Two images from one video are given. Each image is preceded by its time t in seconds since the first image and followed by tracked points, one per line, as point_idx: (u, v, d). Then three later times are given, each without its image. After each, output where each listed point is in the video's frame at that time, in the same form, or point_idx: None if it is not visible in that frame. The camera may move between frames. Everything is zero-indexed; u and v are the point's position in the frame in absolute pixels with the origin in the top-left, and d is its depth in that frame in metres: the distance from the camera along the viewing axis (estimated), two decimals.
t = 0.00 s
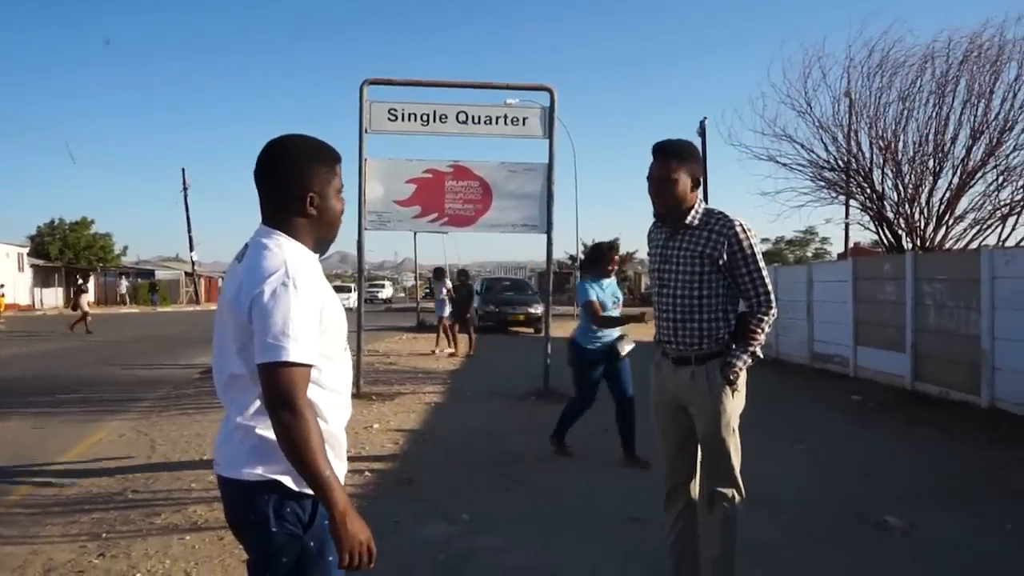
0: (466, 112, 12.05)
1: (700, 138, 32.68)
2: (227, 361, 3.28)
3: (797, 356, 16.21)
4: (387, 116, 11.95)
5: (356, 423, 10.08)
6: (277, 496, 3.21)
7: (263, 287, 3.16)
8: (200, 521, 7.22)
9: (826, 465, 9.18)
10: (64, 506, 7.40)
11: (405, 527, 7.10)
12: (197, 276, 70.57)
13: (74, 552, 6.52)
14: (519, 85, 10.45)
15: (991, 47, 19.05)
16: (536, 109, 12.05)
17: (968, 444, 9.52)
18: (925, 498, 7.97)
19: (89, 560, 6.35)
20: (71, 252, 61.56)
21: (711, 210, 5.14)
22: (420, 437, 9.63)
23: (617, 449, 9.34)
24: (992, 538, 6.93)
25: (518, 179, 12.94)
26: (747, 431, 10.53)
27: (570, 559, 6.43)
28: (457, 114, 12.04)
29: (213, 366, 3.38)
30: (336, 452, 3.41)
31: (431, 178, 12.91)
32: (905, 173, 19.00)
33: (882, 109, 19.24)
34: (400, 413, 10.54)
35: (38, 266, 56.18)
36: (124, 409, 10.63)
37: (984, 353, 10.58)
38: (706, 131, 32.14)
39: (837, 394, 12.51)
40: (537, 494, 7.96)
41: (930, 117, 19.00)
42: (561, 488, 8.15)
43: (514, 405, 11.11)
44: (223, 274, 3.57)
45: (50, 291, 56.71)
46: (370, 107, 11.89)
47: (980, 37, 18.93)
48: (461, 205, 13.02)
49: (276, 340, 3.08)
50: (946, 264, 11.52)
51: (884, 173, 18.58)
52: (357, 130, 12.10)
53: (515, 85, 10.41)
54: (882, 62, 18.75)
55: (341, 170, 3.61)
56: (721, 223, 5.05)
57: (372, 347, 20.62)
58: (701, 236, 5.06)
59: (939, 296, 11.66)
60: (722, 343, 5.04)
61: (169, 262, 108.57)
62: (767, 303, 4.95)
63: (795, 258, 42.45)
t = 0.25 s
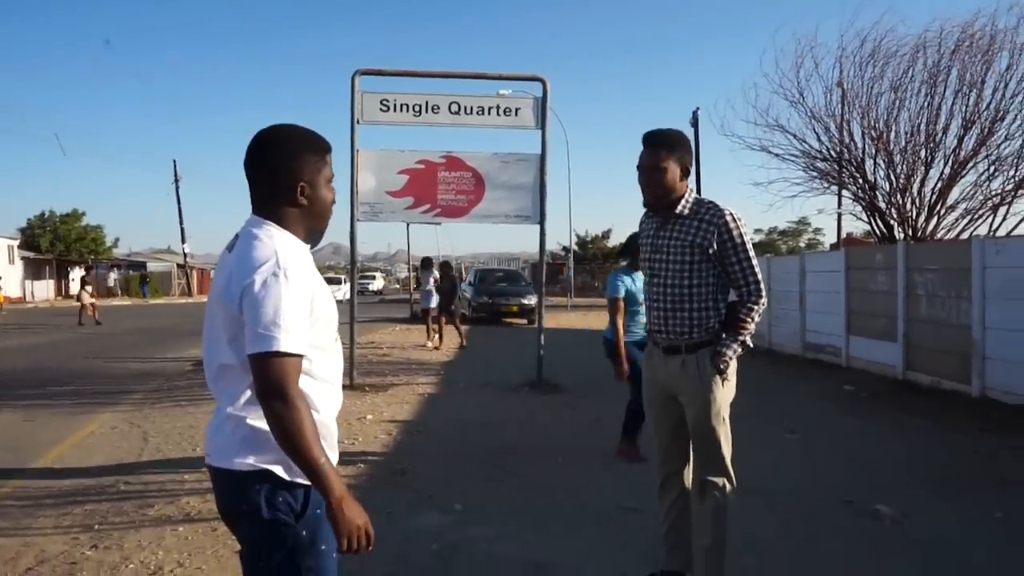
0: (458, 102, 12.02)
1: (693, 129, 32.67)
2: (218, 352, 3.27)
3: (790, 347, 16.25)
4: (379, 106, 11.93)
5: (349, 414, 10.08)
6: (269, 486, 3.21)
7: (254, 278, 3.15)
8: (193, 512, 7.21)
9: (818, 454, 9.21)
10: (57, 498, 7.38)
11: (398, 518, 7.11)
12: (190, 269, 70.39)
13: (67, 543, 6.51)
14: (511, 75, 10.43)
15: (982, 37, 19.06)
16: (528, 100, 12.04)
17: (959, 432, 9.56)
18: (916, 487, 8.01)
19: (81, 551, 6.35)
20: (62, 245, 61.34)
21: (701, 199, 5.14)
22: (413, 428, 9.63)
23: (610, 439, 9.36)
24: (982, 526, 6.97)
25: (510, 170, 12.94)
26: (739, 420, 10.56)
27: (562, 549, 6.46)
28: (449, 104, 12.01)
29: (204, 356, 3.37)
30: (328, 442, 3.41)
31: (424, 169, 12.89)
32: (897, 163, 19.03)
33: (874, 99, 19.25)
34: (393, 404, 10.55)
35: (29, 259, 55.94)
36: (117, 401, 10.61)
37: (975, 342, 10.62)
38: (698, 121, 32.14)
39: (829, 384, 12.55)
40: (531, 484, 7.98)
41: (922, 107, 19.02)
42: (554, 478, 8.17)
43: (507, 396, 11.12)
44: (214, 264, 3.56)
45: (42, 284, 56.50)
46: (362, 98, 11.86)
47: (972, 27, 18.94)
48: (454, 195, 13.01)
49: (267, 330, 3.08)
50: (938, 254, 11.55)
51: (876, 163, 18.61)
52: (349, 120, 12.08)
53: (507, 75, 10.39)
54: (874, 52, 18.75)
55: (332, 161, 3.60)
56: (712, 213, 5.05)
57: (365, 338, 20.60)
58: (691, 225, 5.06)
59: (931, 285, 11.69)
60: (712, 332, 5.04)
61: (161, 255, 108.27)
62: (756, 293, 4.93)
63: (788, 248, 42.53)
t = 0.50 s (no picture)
0: (459, 96, 12.00)
1: (694, 121, 32.60)
2: (217, 345, 3.28)
3: (791, 339, 16.25)
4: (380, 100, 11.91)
5: (351, 407, 10.10)
6: (271, 479, 3.21)
7: (252, 271, 3.15)
8: (196, 506, 7.23)
9: (820, 446, 9.22)
10: (61, 491, 7.41)
11: (401, 511, 7.13)
12: (191, 263, 70.42)
13: (71, 537, 6.54)
14: (511, 69, 10.41)
15: (984, 28, 19.00)
16: (529, 93, 12.01)
17: (961, 424, 9.56)
18: (918, 479, 8.02)
19: (85, 545, 6.37)
20: (64, 239, 61.37)
21: (700, 191, 5.13)
22: (415, 421, 9.65)
23: (613, 433, 9.37)
24: (984, 517, 6.97)
25: (511, 164, 12.93)
26: (741, 413, 10.57)
27: (564, 542, 6.48)
28: (450, 98, 11.99)
29: (204, 350, 3.38)
30: (329, 434, 3.41)
31: (425, 162, 12.88)
32: (899, 155, 18.98)
33: (876, 91, 19.20)
34: (396, 398, 10.57)
35: (31, 253, 55.98)
36: (119, 395, 10.63)
37: (977, 334, 10.61)
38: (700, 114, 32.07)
39: (831, 376, 12.56)
40: (533, 477, 7.99)
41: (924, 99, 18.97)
42: (556, 471, 8.18)
43: (508, 389, 11.14)
44: (213, 258, 3.56)
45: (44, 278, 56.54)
46: (362, 91, 11.84)
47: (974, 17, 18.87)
48: (455, 189, 12.97)
49: (265, 324, 3.08)
50: (940, 246, 11.53)
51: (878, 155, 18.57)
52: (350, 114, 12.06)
53: (507, 68, 10.37)
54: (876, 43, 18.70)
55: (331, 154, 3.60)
56: (710, 205, 5.04)
57: (367, 332, 20.63)
58: (689, 218, 5.06)
59: (933, 277, 11.68)
60: (710, 325, 5.04)
61: (163, 250, 108.29)
62: (755, 286, 4.90)
63: (790, 241, 42.48)
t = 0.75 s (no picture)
0: (467, 94, 11.99)
1: (703, 118, 32.48)
2: (224, 344, 3.28)
3: (801, 337, 16.19)
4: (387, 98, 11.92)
5: (360, 406, 10.11)
6: (277, 478, 3.22)
7: (260, 270, 3.15)
8: (205, 504, 7.25)
9: (830, 444, 9.19)
10: (71, 489, 7.44)
11: (409, 509, 7.13)
12: (201, 262, 70.66)
13: (81, 535, 6.57)
14: (519, 66, 10.39)
15: (996, 22, 18.86)
16: (537, 91, 11.99)
17: (972, 421, 9.51)
18: (929, 476, 7.98)
19: (95, 543, 6.40)
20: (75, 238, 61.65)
21: (709, 189, 5.11)
22: (423, 419, 9.66)
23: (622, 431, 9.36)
24: (995, 516, 6.93)
25: (519, 162, 12.91)
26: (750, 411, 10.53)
27: (572, 540, 6.47)
28: (457, 96, 11.98)
29: (210, 347, 3.38)
30: (335, 433, 3.41)
31: (433, 160, 12.88)
32: (909, 152, 18.87)
33: (886, 87, 19.09)
34: (404, 396, 10.58)
35: (41, 252, 56.28)
36: (129, 393, 10.67)
37: (988, 331, 10.55)
38: (708, 111, 31.99)
39: (840, 373, 12.50)
40: (542, 475, 7.99)
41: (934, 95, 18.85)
42: (565, 469, 8.17)
43: (517, 387, 11.12)
44: (221, 257, 3.57)
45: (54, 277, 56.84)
46: (370, 89, 11.85)
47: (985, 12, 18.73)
48: (463, 187, 12.98)
49: (273, 323, 3.08)
50: (951, 243, 11.46)
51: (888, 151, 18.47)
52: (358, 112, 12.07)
53: (515, 65, 10.35)
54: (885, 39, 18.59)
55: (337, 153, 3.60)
56: (719, 202, 5.02)
57: (375, 331, 20.66)
58: (698, 215, 5.04)
59: (944, 274, 11.60)
60: (719, 323, 5.02)
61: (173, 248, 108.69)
62: (764, 283, 4.89)
63: (800, 238, 42.29)
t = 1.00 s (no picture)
0: (468, 93, 11.99)
1: (704, 117, 32.47)
2: (222, 344, 3.28)
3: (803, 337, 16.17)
4: (389, 98, 11.92)
5: (361, 405, 10.11)
6: (276, 477, 3.21)
7: (258, 269, 3.15)
8: (206, 504, 7.25)
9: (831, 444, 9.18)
10: (72, 489, 7.45)
11: (410, 509, 7.13)
12: (203, 262, 70.70)
13: (82, 534, 6.57)
14: (520, 66, 10.38)
15: (997, 22, 18.83)
16: (538, 90, 11.99)
17: (974, 421, 9.50)
18: (930, 476, 7.97)
19: (96, 542, 6.40)
20: (76, 238, 61.69)
21: (714, 188, 5.11)
22: (424, 419, 9.66)
23: (623, 430, 9.35)
24: (997, 515, 6.92)
25: (520, 161, 12.91)
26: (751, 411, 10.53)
27: (573, 540, 6.47)
28: (459, 95, 11.98)
29: (208, 347, 3.38)
30: (334, 432, 3.41)
31: (434, 160, 12.88)
32: (911, 151, 18.85)
33: (887, 86, 19.06)
34: (405, 395, 10.58)
35: (43, 252, 56.34)
36: (130, 393, 10.67)
37: (990, 331, 10.53)
38: (709, 110, 31.97)
39: (842, 373, 12.49)
40: (543, 475, 7.99)
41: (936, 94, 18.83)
42: (566, 468, 8.17)
43: (517, 387, 11.12)
44: (218, 256, 3.56)
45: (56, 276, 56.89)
46: (371, 89, 11.84)
47: (987, 12, 18.71)
48: (464, 186, 12.98)
49: (271, 323, 3.08)
50: (952, 242, 11.45)
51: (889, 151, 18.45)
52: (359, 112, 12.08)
53: (516, 65, 10.34)
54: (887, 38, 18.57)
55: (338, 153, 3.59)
56: (724, 202, 5.02)
57: (376, 330, 20.66)
58: (703, 215, 5.03)
59: (945, 274, 11.59)
60: (726, 322, 5.03)
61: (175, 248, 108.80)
62: (771, 282, 4.94)
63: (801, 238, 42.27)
